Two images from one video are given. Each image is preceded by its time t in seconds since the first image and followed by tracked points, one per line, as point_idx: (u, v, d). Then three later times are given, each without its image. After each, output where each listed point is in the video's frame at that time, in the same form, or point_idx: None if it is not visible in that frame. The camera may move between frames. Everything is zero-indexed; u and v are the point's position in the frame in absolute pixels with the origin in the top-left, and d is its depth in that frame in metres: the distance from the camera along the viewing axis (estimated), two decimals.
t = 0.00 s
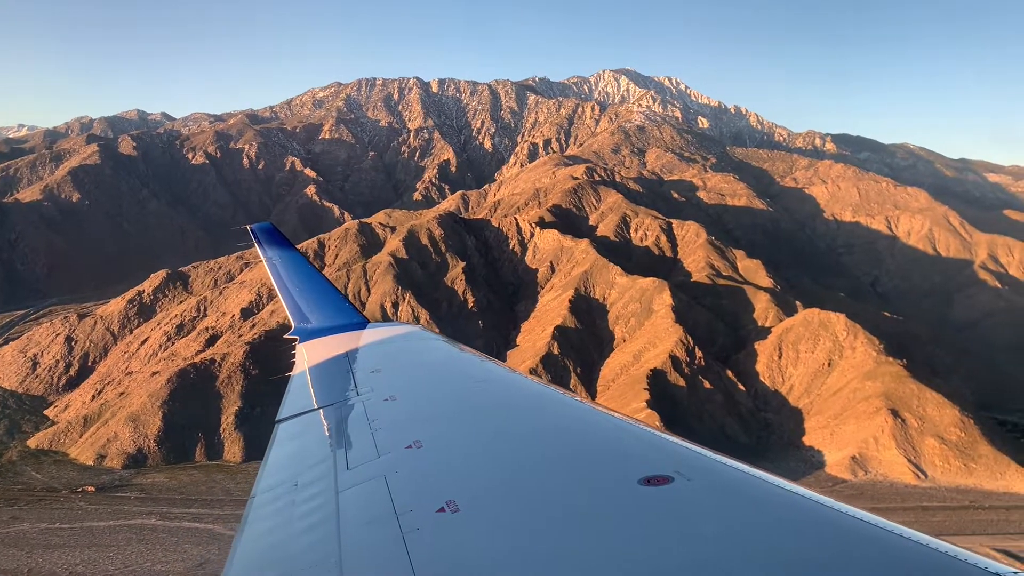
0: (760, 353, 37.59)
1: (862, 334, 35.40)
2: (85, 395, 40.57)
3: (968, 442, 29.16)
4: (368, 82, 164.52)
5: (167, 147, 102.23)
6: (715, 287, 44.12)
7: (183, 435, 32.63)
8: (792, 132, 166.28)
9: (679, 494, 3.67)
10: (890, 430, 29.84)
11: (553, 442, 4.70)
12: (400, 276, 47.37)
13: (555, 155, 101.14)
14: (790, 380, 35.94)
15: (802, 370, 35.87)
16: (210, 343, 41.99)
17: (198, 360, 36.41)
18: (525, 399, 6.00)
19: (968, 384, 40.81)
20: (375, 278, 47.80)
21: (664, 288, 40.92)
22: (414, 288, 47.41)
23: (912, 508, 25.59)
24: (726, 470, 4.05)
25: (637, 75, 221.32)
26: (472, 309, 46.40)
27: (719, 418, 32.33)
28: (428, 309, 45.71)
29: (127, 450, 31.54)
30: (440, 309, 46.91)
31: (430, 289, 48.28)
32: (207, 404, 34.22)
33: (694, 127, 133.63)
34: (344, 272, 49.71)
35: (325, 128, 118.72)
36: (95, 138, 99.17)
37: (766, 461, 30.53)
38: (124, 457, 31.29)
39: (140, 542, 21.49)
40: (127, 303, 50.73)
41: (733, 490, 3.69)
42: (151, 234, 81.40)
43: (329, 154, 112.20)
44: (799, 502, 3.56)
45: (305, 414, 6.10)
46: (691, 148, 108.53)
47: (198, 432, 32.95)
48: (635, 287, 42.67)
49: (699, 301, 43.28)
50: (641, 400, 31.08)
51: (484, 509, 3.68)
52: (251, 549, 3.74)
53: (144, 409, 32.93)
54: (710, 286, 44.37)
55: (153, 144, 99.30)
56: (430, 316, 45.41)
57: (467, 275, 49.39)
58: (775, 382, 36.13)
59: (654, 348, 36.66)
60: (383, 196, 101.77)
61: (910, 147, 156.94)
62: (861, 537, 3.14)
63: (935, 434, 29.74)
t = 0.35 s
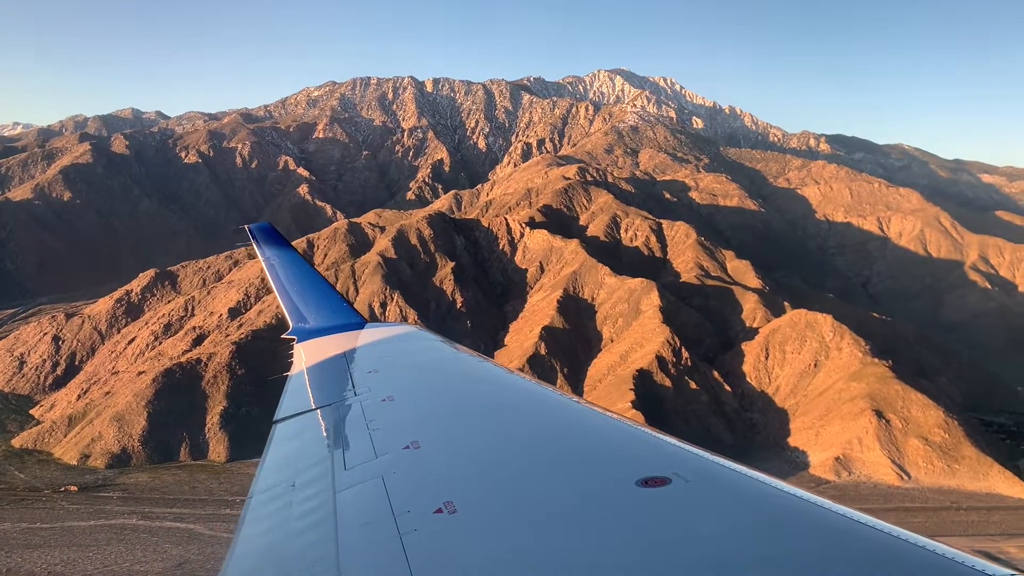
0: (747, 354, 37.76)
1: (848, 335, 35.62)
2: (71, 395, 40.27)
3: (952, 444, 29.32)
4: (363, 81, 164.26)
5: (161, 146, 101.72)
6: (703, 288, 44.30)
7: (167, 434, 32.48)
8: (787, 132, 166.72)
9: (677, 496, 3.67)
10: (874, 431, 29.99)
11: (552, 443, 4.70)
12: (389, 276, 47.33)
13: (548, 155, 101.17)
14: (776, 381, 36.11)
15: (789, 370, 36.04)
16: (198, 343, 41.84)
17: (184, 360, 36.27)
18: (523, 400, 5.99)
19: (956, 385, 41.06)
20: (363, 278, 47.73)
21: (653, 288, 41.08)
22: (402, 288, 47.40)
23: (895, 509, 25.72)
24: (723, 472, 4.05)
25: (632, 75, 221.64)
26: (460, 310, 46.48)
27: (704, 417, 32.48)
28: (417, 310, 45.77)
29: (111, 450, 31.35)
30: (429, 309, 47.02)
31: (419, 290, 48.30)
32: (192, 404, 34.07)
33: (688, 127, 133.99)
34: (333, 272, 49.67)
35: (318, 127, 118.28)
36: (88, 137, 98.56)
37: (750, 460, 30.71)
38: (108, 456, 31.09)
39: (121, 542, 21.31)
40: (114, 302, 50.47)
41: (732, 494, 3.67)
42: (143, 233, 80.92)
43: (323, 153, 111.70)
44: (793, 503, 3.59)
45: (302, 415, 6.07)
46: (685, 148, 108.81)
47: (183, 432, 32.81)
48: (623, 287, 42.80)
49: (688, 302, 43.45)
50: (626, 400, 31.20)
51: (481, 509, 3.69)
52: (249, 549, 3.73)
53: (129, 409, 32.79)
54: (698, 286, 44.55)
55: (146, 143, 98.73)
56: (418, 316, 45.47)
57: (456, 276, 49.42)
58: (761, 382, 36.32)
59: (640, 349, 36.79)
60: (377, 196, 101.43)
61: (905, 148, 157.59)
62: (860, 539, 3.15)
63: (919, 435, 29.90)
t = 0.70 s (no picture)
0: (736, 355, 37.86)
1: (836, 336, 35.74)
2: (59, 397, 40.08)
3: (938, 444, 29.47)
4: (358, 82, 164.02)
5: (155, 146, 101.30)
6: (693, 288, 44.40)
7: (154, 436, 32.37)
8: (782, 132, 167.09)
9: (676, 496, 3.68)
10: (861, 432, 30.12)
11: (552, 443, 4.71)
12: (379, 277, 47.31)
13: (543, 156, 101.25)
14: (764, 381, 36.25)
15: (777, 371, 36.17)
16: (187, 344, 41.76)
17: (172, 361, 36.15)
18: (523, 400, 5.99)
19: (945, 385, 41.31)
20: (353, 279, 47.71)
21: (643, 289, 41.16)
22: (392, 289, 47.41)
23: (881, 510, 25.85)
24: (724, 472, 4.06)
25: (628, 75, 221.89)
26: (451, 311, 46.55)
27: (692, 417, 32.58)
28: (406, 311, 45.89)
29: (97, 451, 31.16)
30: (418, 309, 47.19)
31: (409, 291, 48.35)
32: (180, 405, 33.97)
33: (683, 127, 134.20)
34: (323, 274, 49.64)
35: (314, 128, 117.92)
36: (82, 138, 98.08)
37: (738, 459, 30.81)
38: (94, 458, 30.90)
39: (104, 544, 21.17)
40: (104, 303, 50.24)
41: (731, 494, 3.68)
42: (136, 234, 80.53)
43: (318, 154, 111.52)
44: (791, 502, 3.61)
45: (302, 415, 6.06)
46: (679, 148, 109.02)
47: (170, 433, 32.72)
48: (614, 287, 42.89)
49: (678, 302, 43.57)
50: (614, 401, 31.27)
51: (481, 510, 3.68)
52: (249, 549, 3.73)
53: (116, 410, 32.65)
54: (688, 287, 44.66)
55: (141, 144, 98.27)
56: (408, 317, 45.58)
57: (447, 277, 49.47)
58: (750, 383, 36.42)
59: (629, 350, 36.85)
60: (371, 196, 101.27)
61: (901, 148, 158.22)
62: (861, 539, 3.15)
63: (906, 436, 30.07)
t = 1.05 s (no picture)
0: (725, 357, 37.91)
1: (825, 337, 35.77)
2: (48, 399, 39.91)
3: (925, 445, 29.50)
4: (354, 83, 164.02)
5: (151, 148, 101.03)
6: (684, 290, 44.51)
7: (142, 439, 32.26)
8: (777, 134, 167.42)
9: (678, 496, 3.69)
10: (848, 433, 30.11)
11: (551, 443, 4.73)
12: (370, 279, 47.35)
13: (538, 157, 101.40)
14: (753, 383, 36.28)
15: (766, 372, 36.21)
16: (176, 347, 41.67)
17: (160, 363, 36.05)
18: (523, 401, 6.00)
19: (935, 386, 41.56)
20: (344, 281, 47.68)
21: (633, 291, 41.19)
22: (383, 291, 47.48)
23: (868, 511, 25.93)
24: (726, 474, 4.06)
25: (624, 76, 222.41)
26: (442, 312, 46.63)
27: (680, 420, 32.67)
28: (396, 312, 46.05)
29: (85, 454, 31.08)
30: (409, 311, 47.35)
31: (400, 293, 48.45)
32: (168, 408, 33.86)
33: (679, 129, 134.55)
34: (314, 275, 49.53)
35: (309, 129, 117.78)
36: (77, 139, 97.75)
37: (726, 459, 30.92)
38: (81, 460, 30.82)
39: (87, 546, 20.99)
40: (95, 305, 50.14)
41: (730, 496, 3.68)
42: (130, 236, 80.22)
43: (313, 156, 111.36)
44: (792, 503, 3.62)
45: (304, 416, 6.06)
46: (674, 150, 109.34)
47: (158, 436, 32.65)
48: (604, 289, 42.95)
49: (669, 304, 43.67)
50: (602, 403, 31.32)
51: (483, 511, 3.69)
52: (251, 551, 3.72)
53: (104, 413, 32.53)
54: (679, 288, 44.76)
55: (136, 146, 97.97)
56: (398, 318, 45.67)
57: (438, 279, 49.54)
58: (739, 385, 36.45)
59: (618, 352, 36.81)
60: (366, 198, 101.11)
61: (896, 149, 158.80)
62: (863, 540, 3.15)
63: (893, 437, 30.09)
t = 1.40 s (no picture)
0: (716, 359, 37.82)
1: (815, 340, 35.69)
2: (37, 401, 39.74)
3: (913, 448, 29.58)
4: (351, 85, 163.85)
5: (146, 150, 100.67)
6: (676, 292, 44.59)
7: (130, 441, 32.23)
8: (774, 135, 167.64)
9: (679, 496, 3.69)
10: (836, 436, 30.00)
11: (552, 444, 4.71)
12: (362, 282, 47.33)
13: (534, 159, 101.46)
14: (743, 385, 36.25)
15: (756, 375, 36.23)
16: (167, 350, 41.66)
17: (150, 366, 36.02)
18: (525, 401, 6.00)
19: (927, 388, 41.69)
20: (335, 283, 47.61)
21: (624, 293, 41.25)
22: (375, 293, 47.51)
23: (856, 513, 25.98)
24: (727, 473, 4.06)
25: (622, 78, 222.79)
26: (433, 315, 46.70)
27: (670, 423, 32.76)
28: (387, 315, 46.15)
29: (73, 457, 31.16)
30: (400, 314, 47.44)
31: (391, 295, 48.48)
32: (157, 412, 33.87)
33: (675, 131, 134.77)
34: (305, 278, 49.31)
35: (306, 132, 117.53)
36: (71, 142, 97.32)
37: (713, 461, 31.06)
38: (70, 463, 30.93)
39: (71, 550, 20.89)
40: (86, 308, 49.96)
41: (734, 496, 3.67)
42: (124, 239, 79.85)
43: (309, 158, 111.17)
44: (793, 502, 3.63)
45: (306, 416, 6.05)
46: (670, 151, 109.52)
47: (147, 438, 32.67)
48: (596, 291, 43.01)
49: (661, 306, 43.72)
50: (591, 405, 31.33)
51: (483, 511, 3.69)
52: (251, 551, 3.72)
53: (92, 416, 32.47)
54: (671, 291, 44.84)
55: (131, 148, 97.55)
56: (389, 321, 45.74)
57: (430, 281, 49.59)
58: (729, 387, 36.47)
59: (608, 354, 36.82)
60: (362, 200, 100.96)
61: (893, 151, 159.34)
62: (869, 541, 3.14)
63: (881, 440, 30.11)
